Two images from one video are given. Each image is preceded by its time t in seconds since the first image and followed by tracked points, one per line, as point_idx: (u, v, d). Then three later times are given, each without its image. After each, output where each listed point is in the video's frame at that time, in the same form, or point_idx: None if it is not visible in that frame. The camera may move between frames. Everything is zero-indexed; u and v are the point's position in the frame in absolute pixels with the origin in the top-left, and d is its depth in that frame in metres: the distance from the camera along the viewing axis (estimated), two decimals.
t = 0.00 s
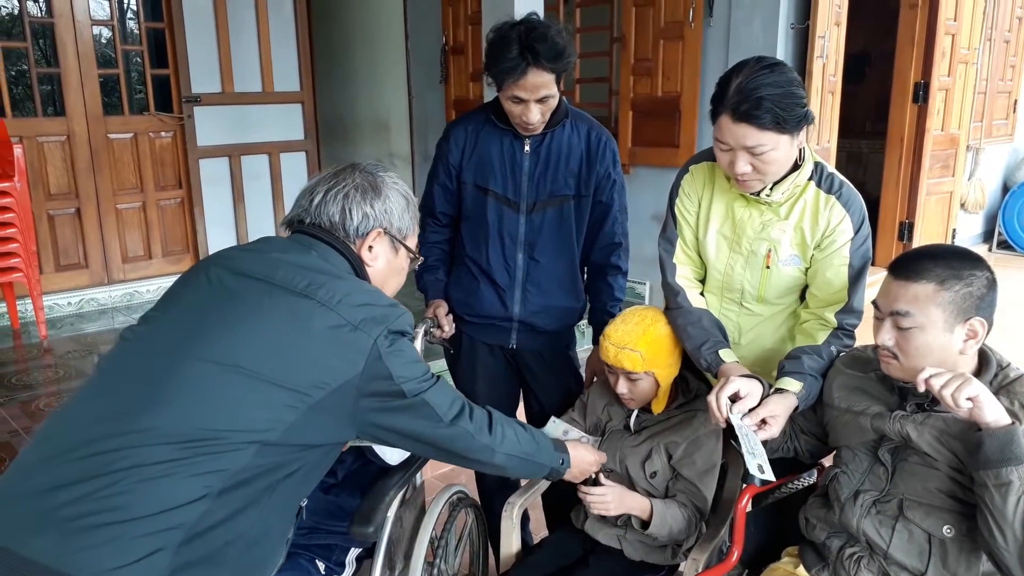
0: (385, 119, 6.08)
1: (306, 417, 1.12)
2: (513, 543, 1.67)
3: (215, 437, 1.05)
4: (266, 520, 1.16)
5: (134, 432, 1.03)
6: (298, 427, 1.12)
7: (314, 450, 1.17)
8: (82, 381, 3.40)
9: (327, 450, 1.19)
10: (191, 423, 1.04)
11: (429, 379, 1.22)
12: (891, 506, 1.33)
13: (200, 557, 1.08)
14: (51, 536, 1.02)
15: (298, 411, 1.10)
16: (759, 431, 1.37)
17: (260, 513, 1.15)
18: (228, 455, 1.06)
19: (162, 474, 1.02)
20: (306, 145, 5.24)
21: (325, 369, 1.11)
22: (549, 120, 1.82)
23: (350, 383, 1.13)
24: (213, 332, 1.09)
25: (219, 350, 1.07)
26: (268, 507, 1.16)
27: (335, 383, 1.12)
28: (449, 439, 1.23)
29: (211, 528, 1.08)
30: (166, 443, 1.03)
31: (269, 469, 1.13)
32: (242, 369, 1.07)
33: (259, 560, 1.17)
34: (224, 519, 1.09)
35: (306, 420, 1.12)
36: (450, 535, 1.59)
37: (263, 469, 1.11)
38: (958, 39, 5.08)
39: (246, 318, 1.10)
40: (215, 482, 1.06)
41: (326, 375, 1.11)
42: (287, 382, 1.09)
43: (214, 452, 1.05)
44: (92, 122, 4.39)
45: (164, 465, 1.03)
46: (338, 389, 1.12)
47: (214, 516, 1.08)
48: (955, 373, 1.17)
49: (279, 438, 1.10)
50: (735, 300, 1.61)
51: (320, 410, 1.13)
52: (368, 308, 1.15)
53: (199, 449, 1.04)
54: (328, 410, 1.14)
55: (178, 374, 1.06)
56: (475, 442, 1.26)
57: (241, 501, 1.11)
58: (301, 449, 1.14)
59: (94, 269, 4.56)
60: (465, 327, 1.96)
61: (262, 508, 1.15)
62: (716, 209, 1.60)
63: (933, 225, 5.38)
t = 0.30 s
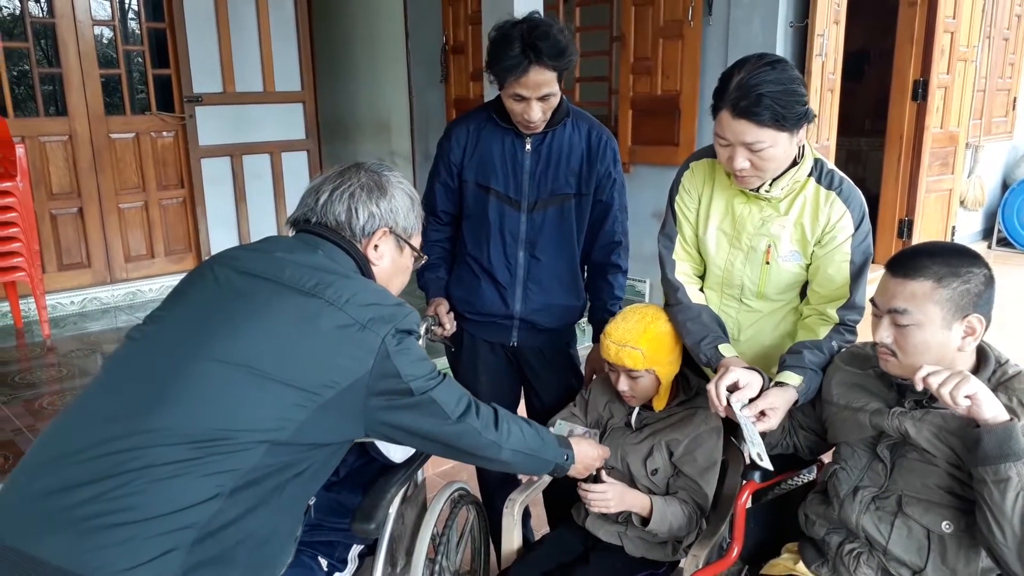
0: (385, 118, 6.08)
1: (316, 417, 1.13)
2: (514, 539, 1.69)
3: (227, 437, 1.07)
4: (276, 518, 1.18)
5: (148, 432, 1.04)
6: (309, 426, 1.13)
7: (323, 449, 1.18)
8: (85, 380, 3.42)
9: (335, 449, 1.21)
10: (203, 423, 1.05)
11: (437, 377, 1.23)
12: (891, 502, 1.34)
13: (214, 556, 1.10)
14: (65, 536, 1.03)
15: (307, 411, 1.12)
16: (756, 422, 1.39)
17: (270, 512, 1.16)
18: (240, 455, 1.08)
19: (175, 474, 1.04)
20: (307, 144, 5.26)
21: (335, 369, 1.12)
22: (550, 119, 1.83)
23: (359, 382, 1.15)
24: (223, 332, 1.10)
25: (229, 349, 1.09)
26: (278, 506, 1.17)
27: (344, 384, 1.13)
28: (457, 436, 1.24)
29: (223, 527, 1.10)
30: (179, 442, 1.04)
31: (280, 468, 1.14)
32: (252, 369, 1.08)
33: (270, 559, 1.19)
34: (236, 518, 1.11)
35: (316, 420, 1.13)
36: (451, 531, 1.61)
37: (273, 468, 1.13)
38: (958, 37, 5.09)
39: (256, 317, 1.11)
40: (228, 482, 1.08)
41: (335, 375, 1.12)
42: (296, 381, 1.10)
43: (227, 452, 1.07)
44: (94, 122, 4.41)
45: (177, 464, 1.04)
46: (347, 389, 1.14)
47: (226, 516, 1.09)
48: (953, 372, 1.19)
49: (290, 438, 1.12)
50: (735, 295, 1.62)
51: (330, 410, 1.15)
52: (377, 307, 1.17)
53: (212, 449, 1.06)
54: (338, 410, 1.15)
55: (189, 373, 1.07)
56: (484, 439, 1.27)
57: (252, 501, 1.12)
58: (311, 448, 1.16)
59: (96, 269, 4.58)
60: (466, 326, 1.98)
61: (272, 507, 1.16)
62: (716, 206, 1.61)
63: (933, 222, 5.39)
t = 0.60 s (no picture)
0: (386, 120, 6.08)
1: (317, 423, 1.12)
2: (514, 545, 1.66)
3: (226, 442, 1.05)
4: (277, 525, 1.16)
5: (147, 437, 1.03)
6: (309, 432, 1.12)
7: (324, 455, 1.17)
8: (82, 382, 3.40)
9: (336, 456, 1.19)
10: (203, 428, 1.04)
11: (439, 382, 1.21)
12: (891, 508, 1.32)
13: (213, 564, 1.08)
14: (60, 543, 1.01)
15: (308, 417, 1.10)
16: (758, 423, 1.38)
17: (270, 519, 1.14)
18: (239, 461, 1.06)
19: (174, 480, 1.02)
20: (306, 146, 5.24)
21: (336, 373, 1.10)
22: (551, 122, 1.81)
23: (361, 387, 1.13)
24: (225, 336, 1.08)
25: (230, 353, 1.07)
26: (278, 513, 1.16)
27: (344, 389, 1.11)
28: (459, 443, 1.23)
29: (222, 535, 1.08)
30: (178, 448, 1.03)
31: (281, 475, 1.12)
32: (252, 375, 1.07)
33: (269, 567, 1.17)
34: (236, 525, 1.09)
35: (317, 426, 1.12)
36: (449, 537, 1.58)
37: (273, 474, 1.11)
38: (960, 41, 5.08)
39: (258, 320, 1.09)
40: (228, 488, 1.06)
41: (337, 380, 1.11)
42: (297, 386, 1.09)
43: (226, 458, 1.05)
44: (93, 123, 4.39)
45: (175, 470, 1.02)
46: (349, 394, 1.12)
47: (226, 523, 1.07)
48: (954, 378, 1.17)
49: (290, 444, 1.10)
50: (736, 300, 1.61)
51: (331, 416, 1.13)
52: (379, 311, 1.15)
53: (212, 455, 1.04)
54: (339, 415, 1.13)
55: (190, 377, 1.05)
56: (485, 446, 1.25)
57: (253, 508, 1.11)
58: (311, 453, 1.14)
59: (94, 270, 4.57)
60: (466, 329, 1.96)
61: (272, 514, 1.14)
62: (717, 210, 1.60)
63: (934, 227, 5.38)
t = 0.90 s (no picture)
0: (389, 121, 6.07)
1: (322, 423, 1.12)
2: (516, 546, 1.66)
3: (231, 442, 1.05)
4: (282, 526, 1.16)
5: (153, 437, 1.03)
6: (314, 432, 1.12)
7: (329, 455, 1.17)
8: (86, 383, 3.41)
9: (341, 457, 1.19)
10: (208, 429, 1.04)
11: (445, 384, 1.21)
12: (894, 509, 1.32)
13: (218, 566, 1.08)
14: (66, 545, 1.02)
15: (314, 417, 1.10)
16: (759, 424, 1.38)
17: (275, 520, 1.15)
18: (244, 461, 1.06)
19: (180, 481, 1.03)
20: (309, 148, 5.25)
21: (343, 373, 1.11)
22: (553, 124, 1.82)
23: (366, 387, 1.13)
24: (232, 336, 1.09)
25: (235, 353, 1.07)
26: (283, 514, 1.16)
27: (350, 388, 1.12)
28: (470, 443, 1.23)
29: (228, 537, 1.08)
30: (184, 449, 1.03)
31: (286, 475, 1.13)
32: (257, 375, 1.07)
33: (274, 569, 1.17)
34: (241, 527, 1.09)
35: (323, 426, 1.12)
36: (451, 539, 1.58)
37: (279, 475, 1.11)
38: (963, 42, 5.07)
39: (264, 320, 1.10)
40: (234, 489, 1.07)
41: (343, 380, 1.11)
42: (304, 386, 1.09)
43: (231, 458, 1.06)
44: (97, 125, 4.40)
45: (181, 471, 1.03)
46: (354, 394, 1.12)
47: (231, 524, 1.08)
48: (957, 379, 1.17)
49: (295, 445, 1.11)
50: (738, 301, 1.61)
51: (336, 415, 1.13)
52: (385, 310, 1.15)
53: (217, 455, 1.05)
54: (345, 415, 1.14)
55: (196, 377, 1.06)
56: (493, 446, 1.25)
57: (258, 509, 1.11)
58: (317, 454, 1.15)
59: (98, 272, 4.58)
60: (469, 330, 1.96)
61: (278, 516, 1.15)
62: (718, 212, 1.60)
63: (937, 228, 5.37)
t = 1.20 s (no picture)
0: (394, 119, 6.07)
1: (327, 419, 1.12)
2: (523, 542, 1.67)
3: (236, 439, 1.05)
4: (287, 523, 1.17)
5: (157, 429, 1.03)
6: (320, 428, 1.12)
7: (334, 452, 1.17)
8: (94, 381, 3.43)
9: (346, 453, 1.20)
10: (211, 418, 1.04)
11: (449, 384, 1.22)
12: (901, 505, 1.32)
13: (225, 563, 1.09)
14: (72, 541, 1.02)
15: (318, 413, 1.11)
16: (766, 422, 1.37)
17: (281, 517, 1.15)
18: (249, 457, 1.07)
19: (185, 477, 1.03)
20: (315, 146, 5.25)
21: (347, 361, 1.11)
22: (556, 120, 1.81)
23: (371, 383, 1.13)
24: (233, 331, 1.08)
25: (239, 344, 1.07)
26: (288, 511, 1.16)
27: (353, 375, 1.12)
28: (464, 458, 1.23)
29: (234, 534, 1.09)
30: (186, 441, 1.03)
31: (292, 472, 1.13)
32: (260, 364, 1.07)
33: (280, 566, 1.17)
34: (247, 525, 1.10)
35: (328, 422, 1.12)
36: (454, 538, 1.59)
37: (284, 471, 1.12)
38: (971, 36, 5.03)
39: (265, 311, 1.09)
40: (239, 485, 1.07)
41: (346, 366, 1.11)
42: (308, 375, 1.09)
43: (235, 452, 1.06)
44: (104, 124, 4.42)
45: (186, 467, 1.03)
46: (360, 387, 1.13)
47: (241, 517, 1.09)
48: (964, 374, 1.17)
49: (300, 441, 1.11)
50: (743, 297, 1.60)
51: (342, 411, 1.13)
52: (388, 298, 1.15)
53: (223, 452, 1.05)
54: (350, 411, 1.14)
55: (199, 366, 1.06)
56: (485, 466, 1.24)
57: (264, 506, 1.12)
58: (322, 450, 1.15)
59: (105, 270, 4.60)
60: (473, 328, 1.96)
61: (287, 504, 1.15)
62: (723, 207, 1.60)
63: (946, 224, 5.34)
